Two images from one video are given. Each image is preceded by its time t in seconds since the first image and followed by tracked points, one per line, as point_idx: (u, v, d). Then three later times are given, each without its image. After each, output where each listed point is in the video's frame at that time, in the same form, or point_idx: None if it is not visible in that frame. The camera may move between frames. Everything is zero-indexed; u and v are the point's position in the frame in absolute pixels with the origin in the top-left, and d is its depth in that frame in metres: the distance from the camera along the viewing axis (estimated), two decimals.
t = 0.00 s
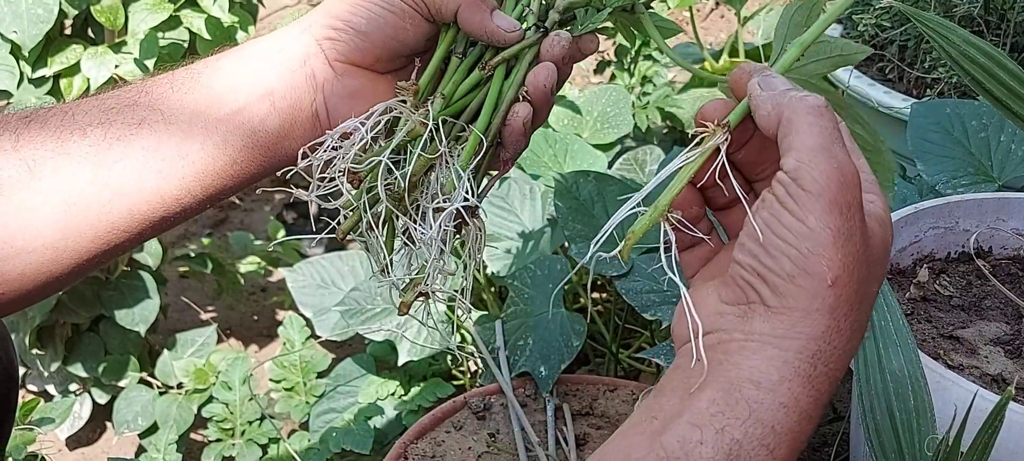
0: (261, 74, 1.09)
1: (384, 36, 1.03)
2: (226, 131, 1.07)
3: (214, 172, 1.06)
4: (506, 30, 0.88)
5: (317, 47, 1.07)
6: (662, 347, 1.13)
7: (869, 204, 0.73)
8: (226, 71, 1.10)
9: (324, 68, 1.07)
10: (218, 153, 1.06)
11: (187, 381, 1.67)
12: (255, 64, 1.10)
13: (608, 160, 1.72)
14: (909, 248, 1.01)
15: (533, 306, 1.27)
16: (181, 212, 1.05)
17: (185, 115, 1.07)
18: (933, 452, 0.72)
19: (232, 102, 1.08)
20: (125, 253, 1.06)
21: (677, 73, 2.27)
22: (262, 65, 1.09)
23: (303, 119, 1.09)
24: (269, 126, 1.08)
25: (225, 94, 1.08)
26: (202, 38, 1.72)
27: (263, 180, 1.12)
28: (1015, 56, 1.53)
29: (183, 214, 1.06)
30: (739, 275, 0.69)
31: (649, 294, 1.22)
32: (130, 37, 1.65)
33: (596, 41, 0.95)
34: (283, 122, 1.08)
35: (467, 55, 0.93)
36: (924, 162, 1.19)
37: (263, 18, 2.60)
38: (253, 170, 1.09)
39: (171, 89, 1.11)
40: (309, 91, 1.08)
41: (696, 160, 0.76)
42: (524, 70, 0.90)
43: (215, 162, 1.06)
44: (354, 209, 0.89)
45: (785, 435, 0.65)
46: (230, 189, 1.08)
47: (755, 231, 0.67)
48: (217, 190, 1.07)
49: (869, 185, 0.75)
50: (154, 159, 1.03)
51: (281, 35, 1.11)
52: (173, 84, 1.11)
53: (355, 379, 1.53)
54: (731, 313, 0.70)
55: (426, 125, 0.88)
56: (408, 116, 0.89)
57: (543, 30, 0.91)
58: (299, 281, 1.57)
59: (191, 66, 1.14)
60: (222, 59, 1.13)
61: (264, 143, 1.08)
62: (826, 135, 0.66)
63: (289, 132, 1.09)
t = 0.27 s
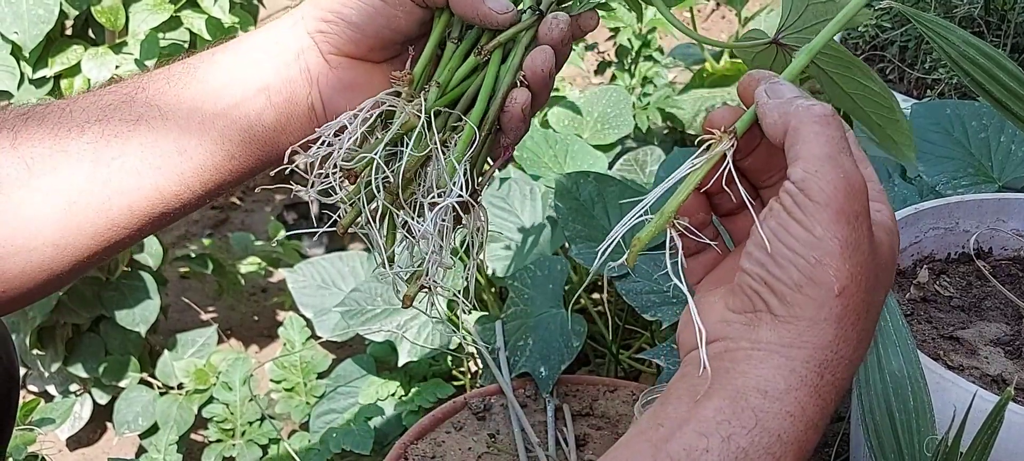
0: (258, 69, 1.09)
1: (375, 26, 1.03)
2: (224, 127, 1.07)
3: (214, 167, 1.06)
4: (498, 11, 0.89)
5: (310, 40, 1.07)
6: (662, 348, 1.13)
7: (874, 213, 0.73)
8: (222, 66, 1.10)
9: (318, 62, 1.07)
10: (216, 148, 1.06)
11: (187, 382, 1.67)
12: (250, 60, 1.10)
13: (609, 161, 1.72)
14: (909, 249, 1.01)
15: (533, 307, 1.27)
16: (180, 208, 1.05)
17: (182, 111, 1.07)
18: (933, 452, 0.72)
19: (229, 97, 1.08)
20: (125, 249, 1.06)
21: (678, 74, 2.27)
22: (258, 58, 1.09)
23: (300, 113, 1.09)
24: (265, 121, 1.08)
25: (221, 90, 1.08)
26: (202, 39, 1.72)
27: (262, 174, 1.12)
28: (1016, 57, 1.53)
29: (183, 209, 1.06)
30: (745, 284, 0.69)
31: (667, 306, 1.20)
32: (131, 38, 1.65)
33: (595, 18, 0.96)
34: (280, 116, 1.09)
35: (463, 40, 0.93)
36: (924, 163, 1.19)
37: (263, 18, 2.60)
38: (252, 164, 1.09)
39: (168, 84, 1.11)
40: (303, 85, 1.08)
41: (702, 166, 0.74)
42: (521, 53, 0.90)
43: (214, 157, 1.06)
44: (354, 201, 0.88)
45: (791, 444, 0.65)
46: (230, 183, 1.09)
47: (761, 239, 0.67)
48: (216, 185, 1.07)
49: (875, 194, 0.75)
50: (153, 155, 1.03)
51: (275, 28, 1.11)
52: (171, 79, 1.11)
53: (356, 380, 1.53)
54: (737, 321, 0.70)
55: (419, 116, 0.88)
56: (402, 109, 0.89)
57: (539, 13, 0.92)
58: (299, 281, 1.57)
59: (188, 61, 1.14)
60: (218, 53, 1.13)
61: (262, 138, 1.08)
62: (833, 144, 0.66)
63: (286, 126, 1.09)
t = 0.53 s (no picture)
0: (256, 68, 1.08)
1: (374, 25, 1.01)
2: (223, 126, 1.07)
3: (213, 166, 1.07)
4: (498, 10, 0.87)
5: (310, 38, 1.06)
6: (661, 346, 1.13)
7: (857, 184, 0.69)
8: (219, 63, 1.09)
9: (318, 61, 1.06)
10: (215, 148, 1.06)
11: (187, 380, 1.67)
12: (247, 58, 1.09)
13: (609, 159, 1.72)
14: (909, 248, 1.01)
15: (534, 306, 1.27)
16: (179, 206, 1.06)
17: (180, 110, 1.07)
18: (933, 451, 0.72)
19: (226, 96, 1.07)
20: (125, 248, 1.06)
21: (678, 72, 2.27)
22: (256, 54, 1.08)
23: (300, 112, 1.08)
24: (265, 120, 1.08)
25: (218, 88, 1.08)
26: (202, 36, 1.72)
27: (261, 170, 1.12)
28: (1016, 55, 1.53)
29: (182, 207, 1.07)
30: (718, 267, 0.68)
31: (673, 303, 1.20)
32: (130, 36, 1.65)
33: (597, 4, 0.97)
34: (279, 115, 1.08)
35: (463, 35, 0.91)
36: (924, 162, 1.19)
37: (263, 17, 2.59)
38: (250, 163, 1.09)
39: (165, 81, 1.10)
40: (304, 84, 1.07)
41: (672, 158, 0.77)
42: (527, 52, 0.88)
43: (214, 157, 1.06)
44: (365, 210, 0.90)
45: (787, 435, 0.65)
46: (229, 180, 1.09)
47: (724, 221, 0.67)
48: (215, 183, 1.08)
49: (862, 165, 0.71)
50: (152, 155, 1.03)
51: (272, 24, 1.09)
52: (168, 76, 1.11)
53: (355, 378, 1.53)
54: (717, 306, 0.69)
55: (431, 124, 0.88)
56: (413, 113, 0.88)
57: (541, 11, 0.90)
58: (298, 280, 1.57)
59: (184, 56, 1.14)
60: (215, 49, 1.12)
61: (261, 137, 1.08)
62: (789, 123, 0.66)
63: (286, 125, 1.09)
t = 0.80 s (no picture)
0: (254, 69, 1.07)
1: (374, 28, 1.00)
2: (222, 129, 1.06)
3: (212, 169, 1.06)
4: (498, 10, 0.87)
5: (309, 41, 1.06)
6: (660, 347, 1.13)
7: (749, 108, 0.66)
8: (217, 65, 1.09)
9: (318, 64, 1.06)
10: (213, 151, 1.06)
11: (186, 381, 1.67)
12: (245, 60, 1.08)
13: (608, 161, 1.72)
14: (908, 248, 1.01)
15: (533, 306, 1.27)
16: (178, 209, 1.06)
17: (178, 112, 1.07)
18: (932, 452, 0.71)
19: (225, 99, 1.07)
20: (124, 250, 1.07)
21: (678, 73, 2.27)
22: (253, 56, 1.08)
23: (300, 115, 1.08)
24: (265, 123, 1.08)
25: (216, 90, 1.07)
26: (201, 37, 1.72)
27: (261, 172, 1.12)
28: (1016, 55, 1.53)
29: (180, 210, 1.07)
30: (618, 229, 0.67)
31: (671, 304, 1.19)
32: (129, 37, 1.65)
33: None
34: (279, 119, 1.08)
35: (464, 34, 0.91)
36: (924, 162, 1.19)
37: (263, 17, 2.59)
38: (250, 165, 1.09)
39: (163, 83, 1.10)
40: (303, 88, 1.07)
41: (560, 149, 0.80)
42: (527, 52, 0.87)
43: (213, 160, 1.06)
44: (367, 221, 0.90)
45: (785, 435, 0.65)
46: (229, 183, 1.09)
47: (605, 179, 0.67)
48: (214, 185, 1.07)
49: (752, 90, 0.68)
50: (150, 158, 1.04)
51: (269, 25, 1.09)
52: (166, 77, 1.10)
53: (355, 379, 1.53)
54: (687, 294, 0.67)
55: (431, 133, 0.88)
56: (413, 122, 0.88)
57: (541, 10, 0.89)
58: (298, 280, 1.57)
59: (182, 56, 1.13)
60: (213, 49, 1.11)
61: (262, 139, 1.08)
62: (642, 90, 0.65)
63: (285, 127, 1.09)
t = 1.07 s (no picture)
0: (254, 78, 1.07)
1: (380, 40, 0.99)
2: (221, 137, 1.06)
3: (210, 178, 1.06)
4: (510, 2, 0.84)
5: (311, 51, 1.04)
6: (660, 346, 1.13)
7: (659, 91, 0.70)
8: (217, 72, 1.08)
9: (320, 74, 1.05)
10: (212, 159, 1.06)
11: (187, 381, 1.67)
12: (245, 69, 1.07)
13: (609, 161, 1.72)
14: (908, 248, 1.01)
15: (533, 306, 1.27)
16: (175, 216, 1.07)
17: (177, 119, 1.06)
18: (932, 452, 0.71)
19: (225, 108, 1.07)
20: (122, 254, 1.08)
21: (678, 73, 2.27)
22: (254, 64, 1.07)
23: (302, 125, 1.08)
24: (265, 132, 1.08)
25: (217, 99, 1.07)
26: (201, 37, 1.72)
27: (261, 178, 1.12)
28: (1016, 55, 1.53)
29: (178, 217, 1.07)
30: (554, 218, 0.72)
31: (670, 305, 1.19)
32: (130, 36, 1.65)
33: None
34: (280, 129, 1.08)
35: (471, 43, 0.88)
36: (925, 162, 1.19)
37: (263, 17, 2.59)
38: (249, 173, 1.09)
39: (162, 89, 1.09)
40: (305, 98, 1.06)
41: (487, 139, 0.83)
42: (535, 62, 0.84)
43: (211, 168, 1.06)
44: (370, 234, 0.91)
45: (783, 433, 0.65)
46: (228, 190, 1.09)
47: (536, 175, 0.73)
48: (212, 193, 1.08)
49: (661, 75, 0.72)
50: (147, 166, 1.04)
51: (271, 33, 1.08)
52: (167, 83, 1.10)
53: (355, 379, 1.53)
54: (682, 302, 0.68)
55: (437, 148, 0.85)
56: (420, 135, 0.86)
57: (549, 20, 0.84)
58: (298, 280, 1.57)
59: (183, 61, 1.12)
60: (214, 55, 1.10)
61: (262, 148, 1.08)
62: (552, 88, 0.71)
63: (286, 136, 1.09)
